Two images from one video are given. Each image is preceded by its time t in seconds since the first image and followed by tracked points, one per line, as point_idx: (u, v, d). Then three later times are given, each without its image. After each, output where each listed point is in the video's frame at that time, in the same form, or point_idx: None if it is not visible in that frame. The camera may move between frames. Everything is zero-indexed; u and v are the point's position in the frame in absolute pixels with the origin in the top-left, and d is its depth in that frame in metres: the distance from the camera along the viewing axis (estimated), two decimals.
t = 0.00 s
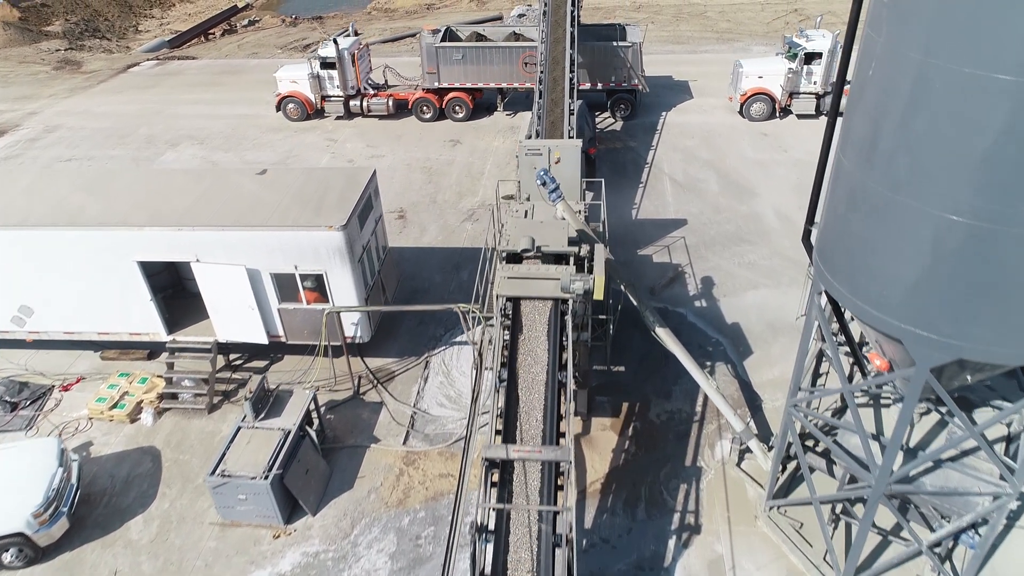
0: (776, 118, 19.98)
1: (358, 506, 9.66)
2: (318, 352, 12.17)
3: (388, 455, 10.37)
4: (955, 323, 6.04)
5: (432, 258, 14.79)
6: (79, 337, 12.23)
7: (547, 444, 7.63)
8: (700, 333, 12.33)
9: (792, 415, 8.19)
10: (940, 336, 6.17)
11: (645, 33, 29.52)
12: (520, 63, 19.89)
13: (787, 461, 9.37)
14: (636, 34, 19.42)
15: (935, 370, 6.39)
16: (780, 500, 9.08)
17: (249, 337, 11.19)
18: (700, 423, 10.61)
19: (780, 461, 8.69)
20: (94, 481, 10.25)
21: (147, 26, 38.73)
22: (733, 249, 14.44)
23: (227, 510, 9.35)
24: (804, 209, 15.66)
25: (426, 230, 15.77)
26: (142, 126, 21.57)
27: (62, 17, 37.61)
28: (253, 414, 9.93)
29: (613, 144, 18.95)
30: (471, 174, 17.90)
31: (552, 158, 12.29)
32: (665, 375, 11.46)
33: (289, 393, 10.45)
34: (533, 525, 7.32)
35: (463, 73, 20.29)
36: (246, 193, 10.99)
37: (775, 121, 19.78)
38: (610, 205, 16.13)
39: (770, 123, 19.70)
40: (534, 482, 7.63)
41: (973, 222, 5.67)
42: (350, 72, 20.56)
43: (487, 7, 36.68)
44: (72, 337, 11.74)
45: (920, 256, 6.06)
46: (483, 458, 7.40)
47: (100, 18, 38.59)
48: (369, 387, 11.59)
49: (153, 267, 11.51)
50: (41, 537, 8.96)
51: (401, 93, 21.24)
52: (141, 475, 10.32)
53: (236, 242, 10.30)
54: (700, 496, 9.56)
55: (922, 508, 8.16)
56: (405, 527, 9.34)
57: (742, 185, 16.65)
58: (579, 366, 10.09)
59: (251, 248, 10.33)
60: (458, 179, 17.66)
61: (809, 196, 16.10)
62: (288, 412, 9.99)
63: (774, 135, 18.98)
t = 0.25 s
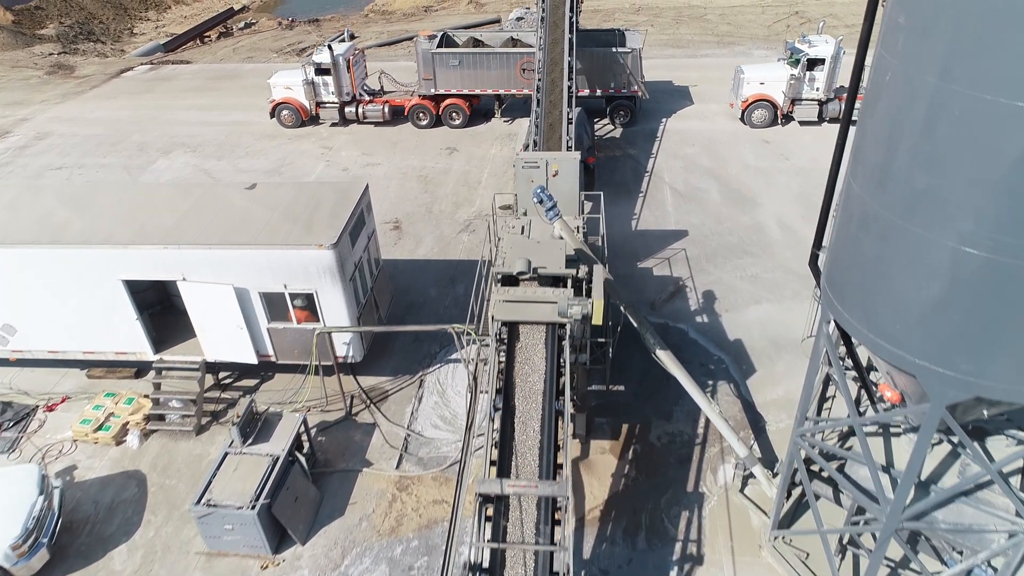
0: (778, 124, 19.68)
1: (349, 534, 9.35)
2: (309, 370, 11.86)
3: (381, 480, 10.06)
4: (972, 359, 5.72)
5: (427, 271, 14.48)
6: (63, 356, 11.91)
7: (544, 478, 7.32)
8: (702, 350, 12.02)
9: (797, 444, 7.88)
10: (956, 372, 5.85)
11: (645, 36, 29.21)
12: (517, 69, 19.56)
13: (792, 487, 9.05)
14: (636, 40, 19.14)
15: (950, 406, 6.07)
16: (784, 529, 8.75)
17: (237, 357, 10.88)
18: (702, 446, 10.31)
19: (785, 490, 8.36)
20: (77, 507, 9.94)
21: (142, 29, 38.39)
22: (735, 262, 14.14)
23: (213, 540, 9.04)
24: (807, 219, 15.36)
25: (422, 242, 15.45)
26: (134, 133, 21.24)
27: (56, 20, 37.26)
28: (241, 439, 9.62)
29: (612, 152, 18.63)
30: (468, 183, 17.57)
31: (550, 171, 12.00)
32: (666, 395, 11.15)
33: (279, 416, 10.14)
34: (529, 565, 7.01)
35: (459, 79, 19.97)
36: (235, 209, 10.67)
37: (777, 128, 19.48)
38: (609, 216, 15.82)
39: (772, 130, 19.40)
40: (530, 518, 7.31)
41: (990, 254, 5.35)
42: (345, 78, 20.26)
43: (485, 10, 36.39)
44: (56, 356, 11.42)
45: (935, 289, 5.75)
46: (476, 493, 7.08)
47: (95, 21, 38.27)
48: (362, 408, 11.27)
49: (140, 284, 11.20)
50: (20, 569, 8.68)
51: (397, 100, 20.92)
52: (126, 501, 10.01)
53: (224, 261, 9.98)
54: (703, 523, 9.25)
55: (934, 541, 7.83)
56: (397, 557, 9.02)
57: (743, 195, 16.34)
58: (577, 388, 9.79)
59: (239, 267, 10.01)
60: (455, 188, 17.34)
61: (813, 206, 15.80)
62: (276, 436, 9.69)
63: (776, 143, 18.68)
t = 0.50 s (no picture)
0: (779, 130, 19.45)
1: (342, 558, 9.12)
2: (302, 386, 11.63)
3: (374, 500, 9.82)
4: (986, 392, 5.48)
5: (423, 281, 14.24)
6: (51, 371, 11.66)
7: (541, 507, 7.08)
8: (703, 364, 11.79)
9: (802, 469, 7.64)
10: (968, 405, 5.61)
11: (644, 39, 28.97)
12: (515, 74, 19.31)
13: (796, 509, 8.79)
14: (636, 45, 18.85)
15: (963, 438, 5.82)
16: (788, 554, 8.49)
17: (228, 373, 10.64)
18: (703, 465, 10.07)
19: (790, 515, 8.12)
20: (64, 529, 9.70)
21: (138, 31, 38.13)
22: (736, 272, 13.90)
23: (201, 565, 8.80)
24: (809, 228, 15.13)
25: (418, 251, 15.20)
26: (127, 138, 20.99)
27: (51, 23, 36.98)
28: (231, 460, 9.39)
29: (612, 158, 18.40)
30: (465, 190, 17.33)
31: (548, 182, 11.76)
32: (666, 412, 10.92)
33: (270, 435, 9.91)
34: None
35: (457, 84, 19.66)
36: (225, 222, 10.42)
37: (778, 134, 19.24)
38: (608, 224, 15.58)
39: (773, 135, 19.17)
40: (526, 549, 7.07)
41: (1005, 285, 5.11)
42: (341, 83, 19.96)
43: (483, 12, 36.13)
44: (42, 372, 11.17)
45: (946, 318, 5.51)
46: (470, 524, 6.84)
47: (91, 23, 37.99)
48: (355, 425, 11.03)
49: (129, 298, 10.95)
50: None
51: (393, 105, 20.68)
52: (113, 522, 9.77)
53: (213, 276, 9.73)
54: (704, 546, 9.01)
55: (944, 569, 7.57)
56: None
57: (745, 203, 16.11)
58: (575, 407, 9.55)
59: (229, 282, 9.77)
60: (452, 196, 17.09)
61: (815, 214, 15.56)
62: (267, 457, 9.45)
63: (777, 149, 18.45)
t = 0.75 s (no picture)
0: (781, 135, 19.21)
1: None
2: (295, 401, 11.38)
3: (367, 521, 9.57)
4: (1003, 425, 5.23)
5: (420, 291, 13.99)
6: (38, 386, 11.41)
7: (538, 537, 6.82)
8: (704, 379, 11.54)
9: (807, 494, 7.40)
10: (984, 438, 5.36)
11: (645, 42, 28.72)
12: (513, 79, 19.05)
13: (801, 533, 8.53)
14: (635, 49, 18.59)
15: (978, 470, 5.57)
16: None
17: (218, 390, 10.39)
18: (705, 484, 9.82)
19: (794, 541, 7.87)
20: (49, 550, 9.46)
21: (135, 33, 37.90)
22: (738, 282, 13.65)
23: None
24: (812, 236, 14.88)
25: (414, 260, 14.95)
26: (121, 144, 20.75)
27: (47, 25, 36.74)
28: (219, 481, 9.16)
29: (611, 164, 18.15)
30: (463, 197, 17.08)
31: (546, 193, 11.51)
32: (667, 428, 10.67)
33: (260, 455, 9.68)
34: None
35: (454, 88, 19.42)
36: (215, 235, 10.17)
37: (780, 139, 18.99)
38: (607, 233, 15.33)
39: (774, 141, 18.92)
40: None
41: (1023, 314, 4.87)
42: (337, 87, 19.72)
43: (482, 14, 35.90)
44: (28, 387, 10.91)
45: (961, 348, 5.27)
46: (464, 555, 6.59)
47: (87, 25, 37.74)
48: (349, 442, 10.79)
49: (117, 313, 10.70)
50: None
51: (390, 110, 20.43)
52: (100, 543, 9.53)
53: (202, 291, 9.48)
54: (706, 570, 8.76)
55: None
56: None
57: (746, 210, 15.86)
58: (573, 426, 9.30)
59: (218, 297, 9.52)
60: (449, 203, 16.84)
61: (817, 222, 15.31)
62: (257, 478, 9.21)
63: (779, 155, 18.21)
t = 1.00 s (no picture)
0: (782, 140, 18.97)
1: None
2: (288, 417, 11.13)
3: (361, 543, 9.32)
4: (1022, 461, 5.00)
5: (416, 301, 13.73)
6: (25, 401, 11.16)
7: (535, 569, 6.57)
8: (706, 393, 11.29)
9: (813, 521, 7.17)
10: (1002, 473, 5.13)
11: (644, 44, 28.47)
12: (512, 83, 18.79)
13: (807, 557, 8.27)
14: (635, 53, 18.33)
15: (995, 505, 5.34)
16: None
17: (208, 407, 10.13)
18: (707, 504, 9.57)
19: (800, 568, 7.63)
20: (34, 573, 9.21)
21: (130, 35, 37.63)
22: (740, 292, 13.40)
23: None
24: (815, 244, 14.64)
25: (411, 269, 14.69)
26: (114, 149, 20.49)
27: (42, 27, 36.46)
28: (208, 504, 8.93)
29: (611, 170, 17.90)
30: (460, 204, 16.83)
31: (544, 204, 11.27)
32: (668, 445, 10.42)
33: (251, 475, 9.45)
34: None
35: (452, 93, 19.16)
36: (205, 249, 9.92)
37: (781, 144, 18.75)
38: (606, 241, 15.08)
39: (776, 146, 18.68)
40: None
41: None
42: (333, 92, 19.47)
43: (480, 16, 35.63)
44: (15, 403, 10.66)
45: (978, 380, 5.04)
46: None
47: (83, 27, 37.47)
48: (342, 459, 10.53)
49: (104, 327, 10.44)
50: None
51: (387, 114, 20.17)
52: (86, 566, 9.28)
53: (190, 307, 9.22)
54: None
55: None
56: None
57: (748, 218, 15.61)
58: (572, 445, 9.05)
59: (207, 313, 9.26)
60: (446, 210, 16.59)
61: (820, 230, 15.06)
62: (247, 499, 8.98)
63: (781, 160, 17.96)
